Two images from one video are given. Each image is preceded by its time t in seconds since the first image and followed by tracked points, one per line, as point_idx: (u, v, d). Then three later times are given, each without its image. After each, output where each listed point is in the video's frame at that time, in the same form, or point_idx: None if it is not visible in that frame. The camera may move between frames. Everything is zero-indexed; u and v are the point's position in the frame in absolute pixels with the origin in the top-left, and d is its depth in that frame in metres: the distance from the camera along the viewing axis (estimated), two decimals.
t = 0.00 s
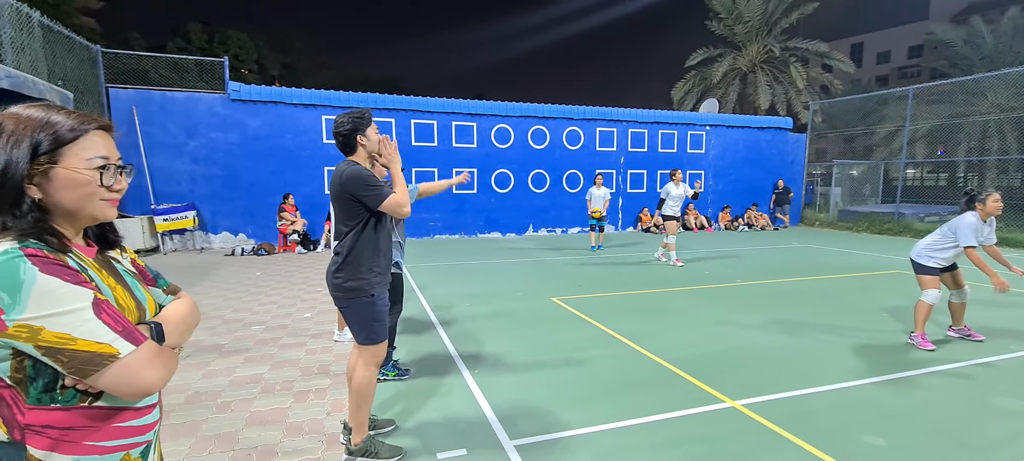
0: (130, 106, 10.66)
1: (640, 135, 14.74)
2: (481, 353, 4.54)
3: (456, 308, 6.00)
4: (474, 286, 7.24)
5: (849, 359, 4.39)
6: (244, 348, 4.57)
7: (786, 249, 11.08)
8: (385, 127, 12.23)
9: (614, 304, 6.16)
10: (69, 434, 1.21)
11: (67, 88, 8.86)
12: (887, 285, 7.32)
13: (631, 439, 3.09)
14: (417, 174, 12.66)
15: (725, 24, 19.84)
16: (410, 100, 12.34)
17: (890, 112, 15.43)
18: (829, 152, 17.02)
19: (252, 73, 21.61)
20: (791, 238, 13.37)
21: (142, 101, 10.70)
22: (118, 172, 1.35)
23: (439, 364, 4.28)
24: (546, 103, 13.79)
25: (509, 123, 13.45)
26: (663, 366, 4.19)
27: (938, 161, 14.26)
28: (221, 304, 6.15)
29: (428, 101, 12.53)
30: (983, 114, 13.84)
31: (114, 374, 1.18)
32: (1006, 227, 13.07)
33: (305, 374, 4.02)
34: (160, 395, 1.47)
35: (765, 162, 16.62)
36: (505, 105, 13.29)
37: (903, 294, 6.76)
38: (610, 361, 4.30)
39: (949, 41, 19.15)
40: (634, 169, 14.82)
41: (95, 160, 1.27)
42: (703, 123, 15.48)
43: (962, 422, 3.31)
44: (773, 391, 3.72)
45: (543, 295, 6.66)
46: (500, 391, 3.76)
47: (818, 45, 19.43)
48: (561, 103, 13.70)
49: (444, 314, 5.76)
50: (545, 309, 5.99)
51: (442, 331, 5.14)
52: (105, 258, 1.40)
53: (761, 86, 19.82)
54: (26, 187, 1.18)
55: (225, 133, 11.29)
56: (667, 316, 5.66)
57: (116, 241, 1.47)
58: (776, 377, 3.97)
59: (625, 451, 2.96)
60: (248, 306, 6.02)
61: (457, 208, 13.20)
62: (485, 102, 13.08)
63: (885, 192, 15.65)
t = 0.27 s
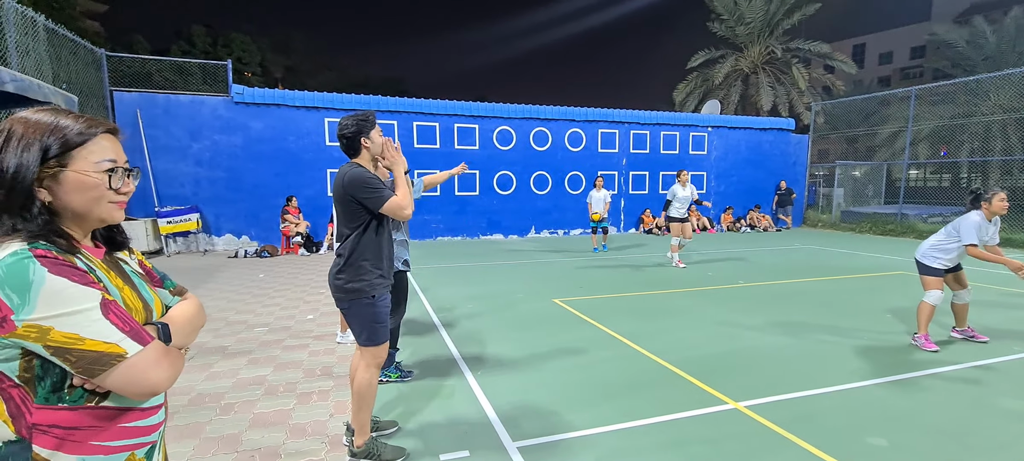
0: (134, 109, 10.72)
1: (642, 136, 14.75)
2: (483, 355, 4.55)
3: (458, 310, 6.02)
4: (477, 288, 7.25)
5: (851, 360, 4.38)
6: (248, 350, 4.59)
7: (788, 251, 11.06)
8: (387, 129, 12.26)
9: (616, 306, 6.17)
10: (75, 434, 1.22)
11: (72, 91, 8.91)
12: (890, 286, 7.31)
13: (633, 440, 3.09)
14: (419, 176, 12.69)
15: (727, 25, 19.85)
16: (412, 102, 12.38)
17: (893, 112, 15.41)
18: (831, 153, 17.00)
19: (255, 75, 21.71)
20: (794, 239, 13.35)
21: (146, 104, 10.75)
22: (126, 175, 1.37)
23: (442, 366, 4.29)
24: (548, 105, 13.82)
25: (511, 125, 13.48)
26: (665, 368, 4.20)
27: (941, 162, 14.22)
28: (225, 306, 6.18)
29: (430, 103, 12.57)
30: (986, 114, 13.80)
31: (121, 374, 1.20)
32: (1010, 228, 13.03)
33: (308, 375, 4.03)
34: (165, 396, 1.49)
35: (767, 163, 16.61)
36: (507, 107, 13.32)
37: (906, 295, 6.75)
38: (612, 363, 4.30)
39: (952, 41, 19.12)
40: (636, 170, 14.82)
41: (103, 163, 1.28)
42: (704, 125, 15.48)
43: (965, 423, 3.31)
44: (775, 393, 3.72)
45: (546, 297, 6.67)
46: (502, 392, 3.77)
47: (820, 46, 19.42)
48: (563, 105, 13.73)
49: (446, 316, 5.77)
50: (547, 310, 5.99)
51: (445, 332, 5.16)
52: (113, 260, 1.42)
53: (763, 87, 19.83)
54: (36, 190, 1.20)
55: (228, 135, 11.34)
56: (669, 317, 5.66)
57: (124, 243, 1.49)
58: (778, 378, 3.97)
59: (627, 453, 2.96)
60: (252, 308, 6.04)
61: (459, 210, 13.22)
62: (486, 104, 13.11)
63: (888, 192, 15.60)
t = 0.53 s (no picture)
0: (136, 112, 10.74)
1: (643, 138, 14.75)
2: (485, 357, 4.54)
3: (460, 312, 6.01)
4: (479, 289, 7.25)
5: (854, 362, 4.37)
6: (249, 353, 4.59)
7: (790, 252, 11.04)
8: (388, 131, 12.27)
9: (618, 308, 6.16)
10: (79, 436, 1.22)
11: (74, 94, 8.94)
12: (893, 288, 7.28)
13: (635, 442, 3.08)
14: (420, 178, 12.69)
15: (727, 27, 19.87)
16: (413, 104, 12.40)
17: (894, 113, 15.40)
18: (832, 155, 17.00)
19: (257, 78, 21.76)
20: (795, 241, 13.32)
21: (147, 107, 10.77)
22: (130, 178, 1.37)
23: (443, 368, 4.28)
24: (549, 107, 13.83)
25: (512, 127, 13.49)
26: (667, 370, 4.19)
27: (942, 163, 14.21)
28: (226, 308, 6.18)
29: (431, 105, 12.59)
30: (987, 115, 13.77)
31: (126, 375, 1.19)
32: (1012, 229, 13.00)
33: (309, 378, 4.03)
34: (168, 398, 1.49)
35: (769, 165, 16.59)
36: (508, 109, 13.33)
37: (908, 296, 6.74)
38: (614, 364, 4.29)
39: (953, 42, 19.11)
40: (637, 172, 14.82)
41: (108, 166, 1.28)
42: (705, 126, 15.48)
43: (969, 425, 3.29)
44: (778, 394, 3.71)
45: (547, 299, 6.66)
46: (504, 395, 3.76)
47: (821, 47, 19.42)
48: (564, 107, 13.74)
49: (447, 318, 5.77)
50: (549, 312, 5.98)
51: (446, 335, 5.15)
52: (117, 262, 1.42)
53: (764, 88, 19.84)
54: (41, 193, 1.20)
55: (229, 138, 11.36)
56: (671, 319, 5.65)
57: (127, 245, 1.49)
58: (781, 380, 3.96)
59: (629, 455, 2.96)
60: (253, 311, 6.04)
61: (460, 212, 13.22)
62: (487, 106, 13.12)
63: (890, 193, 15.76)
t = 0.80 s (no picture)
0: (136, 114, 10.75)
1: (643, 139, 14.76)
2: (485, 358, 4.53)
3: (460, 313, 6.01)
4: (479, 291, 7.25)
5: (855, 364, 4.36)
6: (249, 354, 4.59)
7: (790, 253, 11.03)
8: (388, 133, 12.27)
9: (618, 309, 6.15)
10: (79, 438, 1.22)
11: (75, 96, 8.94)
12: (893, 289, 7.28)
13: (635, 445, 3.07)
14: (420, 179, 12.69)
15: (727, 28, 19.90)
16: (414, 105, 12.41)
17: (894, 115, 15.40)
18: (833, 156, 17.00)
19: (257, 80, 21.77)
20: (796, 242, 13.31)
21: (148, 109, 10.78)
22: (132, 180, 1.36)
23: (444, 369, 4.28)
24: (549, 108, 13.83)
25: (512, 128, 13.50)
26: (668, 371, 4.18)
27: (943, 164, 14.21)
28: (226, 309, 6.17)
29: (431, 106, 12.60)
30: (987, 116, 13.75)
31: (125, 377, 1.19)
32: (1012, 230, 12.99)
33: (309, 379, 4.02)
34: (168, 399, 1.48)
35: (769, 166, 16.59)
36: (508, 110, 13.34)
37: (909, 297, 6.73)
38: (614, 366, 4.29)
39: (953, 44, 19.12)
40: (637, 173, 14.82)
41: (111, 168, 1.28)
42: (705, 127, 15.48)
43: (970, 427, 3.28)
44: (779, 396, 3.69)
45: (547, 300, 6.65)
46: (504, 396, 3.76)
47: (820, 49, 19.45)
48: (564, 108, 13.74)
49: (447, 319, 5.76)
50: (549, 314, 5.97)
51: (446, 336, 5.14)
52: (118, 264, 1.41)
53: (764, 89, 19.87)
54: (44, 194, 1.19)
55: (229, 139, 11.36)
56: (672, 320, 5.64)
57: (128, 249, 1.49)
58: (782, 381, 3.95)
59: (629, 457, 2.94)
60: (253, 312, 6.03)
61: (461, 213, 13.22)
62: (488, 107, 13.13)
63: (890, 195, 15.85)
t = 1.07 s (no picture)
0: (137, 116, 10.77)
1: (643, 141, 14.77)
2: (485, 359, 4.55)
3: (460, 315, 6.02)
4: (479, 292, 7.26)
5: (855, 365, 4.36)
6: (250, 356, 4.60)
7: (791, 254, 11.03)
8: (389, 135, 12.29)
9: (618, 310, 6.16)
10: (83, 440, 1.23)
11: (76, 98, 8.97)
12: (894, 290, 7.28)
13: (635, 446, 3.08)
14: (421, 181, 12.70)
15: (727, 30, 19.93)
16: (414, 107, 12.42)
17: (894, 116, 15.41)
18: (833, 157, 17.02)
19: (258, 82, 21.81)
20: (796, 244, 13.31)
21: (149, 111, 10.80)
22: (137, 182, 1.38)
23: (445, 371, 4.29)
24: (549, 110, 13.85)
25: (513, 130, 13.51)
26: (668, 372, 4.19)
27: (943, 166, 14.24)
28: (227, 311, 6.18)
29: (432, 108, 12.60)
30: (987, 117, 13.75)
31: (128, 379, 1.20)
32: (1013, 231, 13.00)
33: (310, 381, 4.03)
34: (170, 402, 1.49)
35: (769, 167, 16.60)
36: (508, 112, 13.35)
37: (909, 299, 6.74)
38: (614, 368, 4.30)
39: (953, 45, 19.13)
40: (637, 175, 14.83)
41: (116, 171, 1.30)
42: (705, 129, 15.50)
43: (969, 428, 3.29)
44: (779, 397, 3.70)
45: (547, 302, 6.66)
46: (504, 398, 3.76)
47: (820, 50, 19.48)
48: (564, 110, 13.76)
49: (448, 321, 5.77)
50: (550, 315, 5.98)
51: (446, 338, 5.16)
52: (121, 267, 1.43)
53: (764, 91, 19.90)
54: (50, 196, 1.21)
55: (230, 141, 11.38)
56: (672, 322, 5.65)
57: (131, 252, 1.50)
58: (782, 383, 3.96)
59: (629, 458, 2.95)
60: (254, 314, 6.04)
61: (461, 215, 13.24)
62: (488, 109, 13.15)
63: (890, 196, 15.82)
